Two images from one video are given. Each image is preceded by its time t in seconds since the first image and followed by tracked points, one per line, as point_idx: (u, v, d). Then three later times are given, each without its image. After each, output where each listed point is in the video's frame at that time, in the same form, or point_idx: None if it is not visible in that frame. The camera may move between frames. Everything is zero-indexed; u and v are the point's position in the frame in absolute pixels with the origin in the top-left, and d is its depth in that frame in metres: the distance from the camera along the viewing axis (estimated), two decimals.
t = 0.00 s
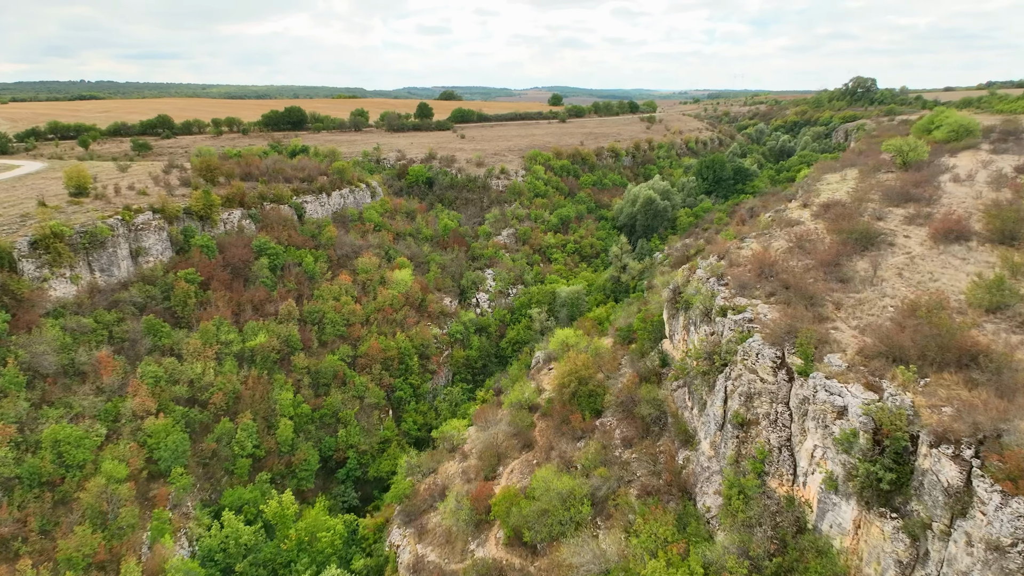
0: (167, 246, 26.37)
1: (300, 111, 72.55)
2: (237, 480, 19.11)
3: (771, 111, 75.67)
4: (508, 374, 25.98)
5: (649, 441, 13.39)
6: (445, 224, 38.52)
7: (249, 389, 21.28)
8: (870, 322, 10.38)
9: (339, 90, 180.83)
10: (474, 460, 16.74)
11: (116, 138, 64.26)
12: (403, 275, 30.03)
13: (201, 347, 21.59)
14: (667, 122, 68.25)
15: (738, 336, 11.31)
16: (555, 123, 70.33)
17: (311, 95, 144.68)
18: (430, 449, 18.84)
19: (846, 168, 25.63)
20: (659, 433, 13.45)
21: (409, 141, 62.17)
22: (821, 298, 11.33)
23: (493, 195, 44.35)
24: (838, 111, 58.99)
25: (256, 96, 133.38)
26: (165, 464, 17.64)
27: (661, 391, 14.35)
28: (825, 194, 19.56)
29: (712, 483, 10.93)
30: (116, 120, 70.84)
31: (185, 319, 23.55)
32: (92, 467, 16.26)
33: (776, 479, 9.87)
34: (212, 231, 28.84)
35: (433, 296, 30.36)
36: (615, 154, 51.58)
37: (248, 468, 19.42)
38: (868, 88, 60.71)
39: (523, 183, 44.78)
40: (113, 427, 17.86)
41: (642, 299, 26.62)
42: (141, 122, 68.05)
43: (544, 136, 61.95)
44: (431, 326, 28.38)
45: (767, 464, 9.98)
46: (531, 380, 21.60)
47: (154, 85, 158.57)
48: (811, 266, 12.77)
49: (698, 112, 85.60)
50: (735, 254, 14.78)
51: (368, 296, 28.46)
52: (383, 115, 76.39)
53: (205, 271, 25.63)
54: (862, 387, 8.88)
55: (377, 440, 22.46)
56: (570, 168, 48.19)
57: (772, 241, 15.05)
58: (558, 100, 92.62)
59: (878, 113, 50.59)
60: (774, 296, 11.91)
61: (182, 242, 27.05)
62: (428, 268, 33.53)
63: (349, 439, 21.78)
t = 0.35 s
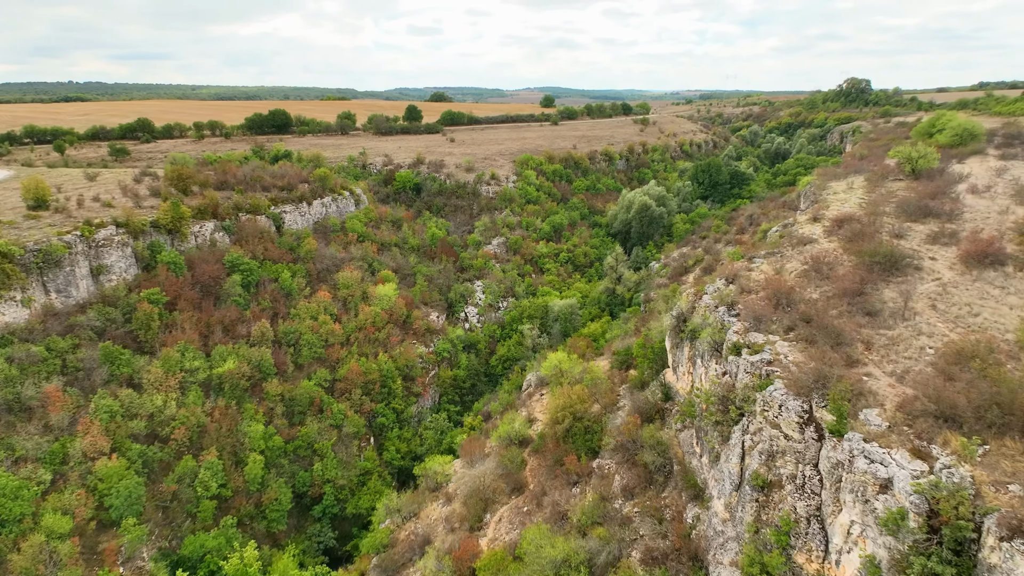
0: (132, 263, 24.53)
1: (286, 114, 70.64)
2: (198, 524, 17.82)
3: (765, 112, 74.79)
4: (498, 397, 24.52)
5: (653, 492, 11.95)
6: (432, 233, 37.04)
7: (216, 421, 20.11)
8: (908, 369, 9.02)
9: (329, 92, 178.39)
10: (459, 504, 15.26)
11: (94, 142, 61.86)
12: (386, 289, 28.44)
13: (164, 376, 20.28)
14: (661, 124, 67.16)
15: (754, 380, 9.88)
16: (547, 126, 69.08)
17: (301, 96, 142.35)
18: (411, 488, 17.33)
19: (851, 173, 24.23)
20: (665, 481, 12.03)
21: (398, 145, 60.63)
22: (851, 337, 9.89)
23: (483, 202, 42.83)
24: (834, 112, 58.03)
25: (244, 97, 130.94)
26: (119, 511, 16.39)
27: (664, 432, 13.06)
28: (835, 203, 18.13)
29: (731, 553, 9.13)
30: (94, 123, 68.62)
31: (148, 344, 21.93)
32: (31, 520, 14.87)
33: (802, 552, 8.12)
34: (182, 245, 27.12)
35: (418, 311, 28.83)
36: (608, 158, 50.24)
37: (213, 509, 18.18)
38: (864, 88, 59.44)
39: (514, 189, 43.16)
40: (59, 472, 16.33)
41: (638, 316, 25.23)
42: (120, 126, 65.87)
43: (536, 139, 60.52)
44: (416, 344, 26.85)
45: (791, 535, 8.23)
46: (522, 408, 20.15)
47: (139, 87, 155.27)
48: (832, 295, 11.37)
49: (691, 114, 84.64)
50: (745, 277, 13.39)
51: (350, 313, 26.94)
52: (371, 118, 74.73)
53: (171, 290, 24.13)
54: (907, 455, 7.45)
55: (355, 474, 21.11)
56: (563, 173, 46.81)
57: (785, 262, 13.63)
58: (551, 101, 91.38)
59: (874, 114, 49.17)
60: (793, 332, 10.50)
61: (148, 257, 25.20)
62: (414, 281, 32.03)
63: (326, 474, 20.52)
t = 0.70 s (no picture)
0: (87, 282, 22.37)
1: (266, 117, 68.35)
2: None
3: (754, 113, 74.24)
4: (483, 423, 22.96)
5: (655, 556, 10.46)
6: (415, 243, 35.45)
7: (172, 459, 18.37)
8: (955, 429, 7.67)
9: (314, 93, 175.01)
10: (438, 558, 13.63)
11: (64, 146, 58.68)
12: (364, 306, 26.78)
13: (115, 411, 18.39)
14: (651, 126, 66.18)
15: (775, 438, 8.44)
16: (535, 128, 67.68)
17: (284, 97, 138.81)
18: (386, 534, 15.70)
19: (852, 178, 23.03)
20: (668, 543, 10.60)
21: (381, 150, 58.89)
22: (882, 388, 8.53)
23: (469, 209, 41.26)
24: (824, 113, 57.37)
25: (226, 99, 127.16)
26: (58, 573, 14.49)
27: (664, 482, 11.67)
28: (841, 215, 16.87)
29: None
30: (63, 126, 65.49)
31: (101, 373, 19.98)
32: None
33: None
34: (142, 261, 25.05)
35: (399, 328, 27.26)
36: (598, 162, 48.94)
37: (166, 561, 16.31)
38: (853, 89, 58.77)
39: (501, 196, 41.61)
40: None
41: (631, 332, 23.84)
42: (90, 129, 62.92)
43: (523, 143, 59.07)
44: (396, 365, 25.28)
45: None
46: (509, 440, 18.63)
47: (117, 88, 150.48)
48: (854, 332, 10.02)
49: (681, 115, 83.84)
50: (755, 305, 12.03)
51: (325, 333, 25.32)
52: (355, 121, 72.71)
53: (128, 312, 22.17)
54: (970, 549, 5.94)
55: (328, 512, 19.52)
56: (551, 177, 45.39)
57: (796, 288, 12.28)
58: (539, 103, 90.07)
59: (865, 115, 48.27)
60: (815, 379, 9.14)
61: (105, 276, 23.09)
62: (395, 296, 30.41)
63: (295, 514, 18.86)
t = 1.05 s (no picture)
0: (35, 305, 20.21)
1: (244, 120, 65.93)
2: None
3: (742, 114, 73.77)
4: (467, 451, 21.43)
5: None
6: (397, 253, 33.90)
7: (121, 506, 16.54)
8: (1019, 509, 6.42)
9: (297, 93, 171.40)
10: None
11: (32, 150, 55.27)
12: (339, 325, 25.27)
13: (58, 454, 16.40)
14: (639, 128, 65.20)
15: (804, 516, 7.06)
16: (522, 131, 66.32)
17: (266, 98, 135.10)
18: None
19: (851, 185, 21.87)
20: None
21: (363, 155, 57.06)
22: (926, 453, 7.19)
23: (453, 216, 39.71)
24: (814, 114, 56.84)
25: (205, 100, 122.95)
26: None
27: (666, 547, 10.24)
28: (848, 228, 15.73)
29: None
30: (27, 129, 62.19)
31: (45, 409, 17.91)
32: None
33: None
34: (99, 281, 23.06)
35: (378, 347, 25.86)
36: (586, 165, 47.69)
37: None
38: (842, 90, 58.19)
39: (487, 202, 40.08)
40: None
41: (624, 351, 22.47)
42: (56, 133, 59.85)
43: (510, 146, 57.65)
44: (374, 389, 23.86)
45: None
46: (492, 476, 17.11)
47: (92, 89, 145.27)
48: (884, 379, 8.75)
49: (669, 117, 83.11)
50: (767, 339, 10.73)
51: (297, 355, 24.04)
52: (336, 124, 70.65)
53: (79, 339, 20.18)
54: None
55: (297, 556, 17.96)
56: (539, 182, 44.00)
57: (811, 320, 11.00)
58: (526, 105, 88.80)
59: (854, 116, 47.51)
60: (845, 439, 7.87)
61: (55, 298, 20.99)
62: (374, 312, 28.81)
63: (260, 561, 17.20)
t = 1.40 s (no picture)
0: None
1: (218, 124, 63.26)
2: None
3: (729, 116, 73.17)
4: (447, 484, 19.89)
5: None
6: (375, 266, 32.32)
7: (59, 565, 14.65)
8: None
9: (279, 94, 167.22)
10: None
11: None
12: (308, 347, 23.83)
13: None
14: (626, 130, 64.17)
15: None
16: (507, 133, 64.93)
17: (247, 99, 131.11)
18: None
19: (848, 192, 20.73)
20: None
21: (342, 160, 55.14)
22: (991, 542, 6.05)
23: (435, 224, 38.14)
24: (801, 115, 56.33)
25: (184, 102, 118.27)
26: None
27: None
28: (854, 242, 14.61)
29: None
30: None
31: None
32: None
33: None
34: (46, 304, 21.01)
35: (352, 370, 24.48)
36: (573, 169, 46.41)
37: None
38: (828, 91, 57.73)
39: (470, 210, 38.53)
40: None
41: (614, 371, 21.11)
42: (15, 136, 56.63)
43: (494, 150, 56.16)
44: (347, 417, 22.52)
45: None
46: (473, 519, 15.59)
47: (63, 91, 139.55)
48: (922, 439, 7.76)
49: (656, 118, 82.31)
50: (783, 382, 9.52)
51: (263, 381, 22.76)
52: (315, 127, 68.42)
53: (17, 372, 17.87)
54: None
55: None
56: (524, 187, 42.61)
57: (828, 358, 9.89)
58: (511, 106, 87.44)
59: (843, 117, 46.90)
60: (887, 516, 6.74)
61: None
62: (350, 330, 27.53)
63: None
